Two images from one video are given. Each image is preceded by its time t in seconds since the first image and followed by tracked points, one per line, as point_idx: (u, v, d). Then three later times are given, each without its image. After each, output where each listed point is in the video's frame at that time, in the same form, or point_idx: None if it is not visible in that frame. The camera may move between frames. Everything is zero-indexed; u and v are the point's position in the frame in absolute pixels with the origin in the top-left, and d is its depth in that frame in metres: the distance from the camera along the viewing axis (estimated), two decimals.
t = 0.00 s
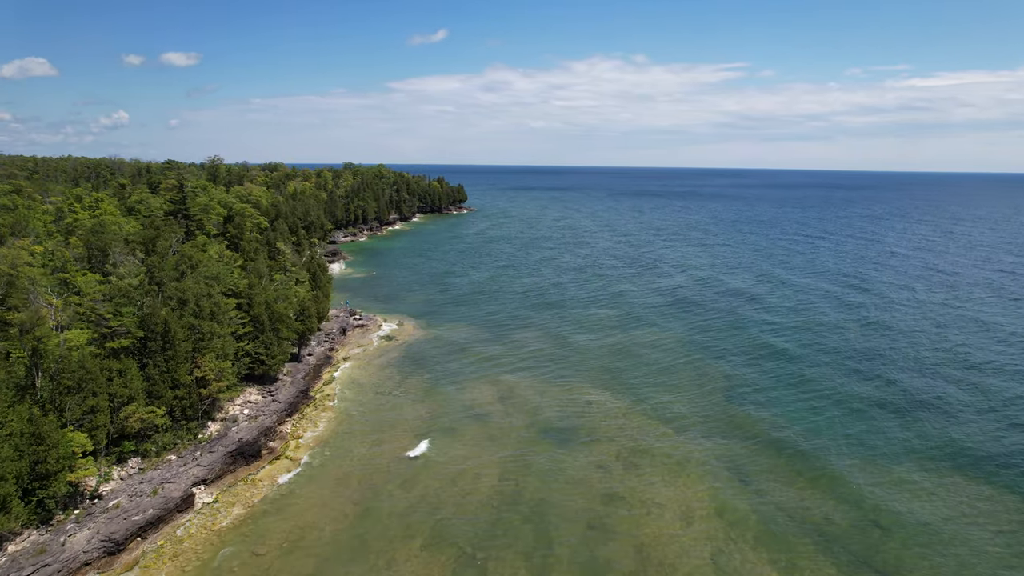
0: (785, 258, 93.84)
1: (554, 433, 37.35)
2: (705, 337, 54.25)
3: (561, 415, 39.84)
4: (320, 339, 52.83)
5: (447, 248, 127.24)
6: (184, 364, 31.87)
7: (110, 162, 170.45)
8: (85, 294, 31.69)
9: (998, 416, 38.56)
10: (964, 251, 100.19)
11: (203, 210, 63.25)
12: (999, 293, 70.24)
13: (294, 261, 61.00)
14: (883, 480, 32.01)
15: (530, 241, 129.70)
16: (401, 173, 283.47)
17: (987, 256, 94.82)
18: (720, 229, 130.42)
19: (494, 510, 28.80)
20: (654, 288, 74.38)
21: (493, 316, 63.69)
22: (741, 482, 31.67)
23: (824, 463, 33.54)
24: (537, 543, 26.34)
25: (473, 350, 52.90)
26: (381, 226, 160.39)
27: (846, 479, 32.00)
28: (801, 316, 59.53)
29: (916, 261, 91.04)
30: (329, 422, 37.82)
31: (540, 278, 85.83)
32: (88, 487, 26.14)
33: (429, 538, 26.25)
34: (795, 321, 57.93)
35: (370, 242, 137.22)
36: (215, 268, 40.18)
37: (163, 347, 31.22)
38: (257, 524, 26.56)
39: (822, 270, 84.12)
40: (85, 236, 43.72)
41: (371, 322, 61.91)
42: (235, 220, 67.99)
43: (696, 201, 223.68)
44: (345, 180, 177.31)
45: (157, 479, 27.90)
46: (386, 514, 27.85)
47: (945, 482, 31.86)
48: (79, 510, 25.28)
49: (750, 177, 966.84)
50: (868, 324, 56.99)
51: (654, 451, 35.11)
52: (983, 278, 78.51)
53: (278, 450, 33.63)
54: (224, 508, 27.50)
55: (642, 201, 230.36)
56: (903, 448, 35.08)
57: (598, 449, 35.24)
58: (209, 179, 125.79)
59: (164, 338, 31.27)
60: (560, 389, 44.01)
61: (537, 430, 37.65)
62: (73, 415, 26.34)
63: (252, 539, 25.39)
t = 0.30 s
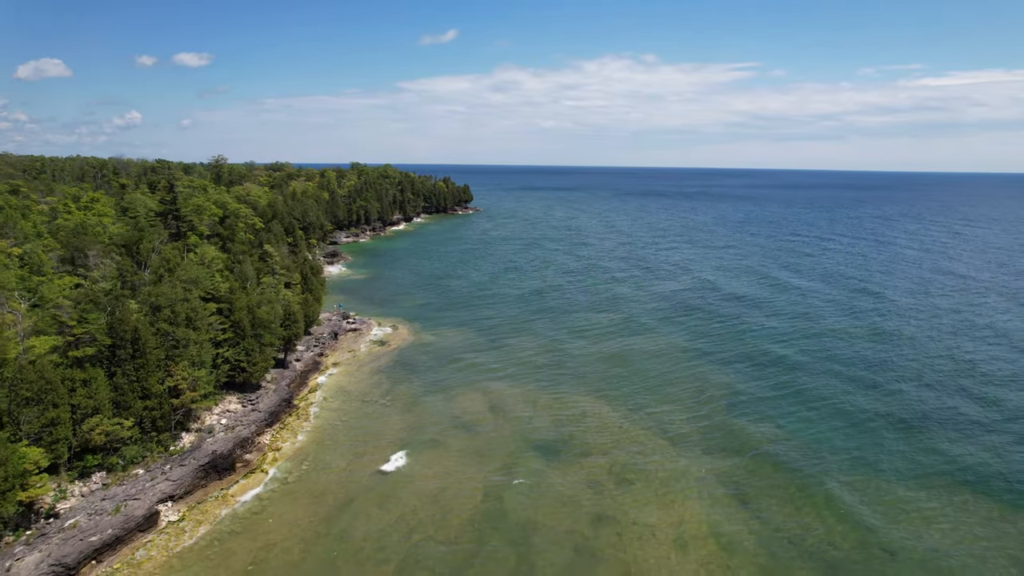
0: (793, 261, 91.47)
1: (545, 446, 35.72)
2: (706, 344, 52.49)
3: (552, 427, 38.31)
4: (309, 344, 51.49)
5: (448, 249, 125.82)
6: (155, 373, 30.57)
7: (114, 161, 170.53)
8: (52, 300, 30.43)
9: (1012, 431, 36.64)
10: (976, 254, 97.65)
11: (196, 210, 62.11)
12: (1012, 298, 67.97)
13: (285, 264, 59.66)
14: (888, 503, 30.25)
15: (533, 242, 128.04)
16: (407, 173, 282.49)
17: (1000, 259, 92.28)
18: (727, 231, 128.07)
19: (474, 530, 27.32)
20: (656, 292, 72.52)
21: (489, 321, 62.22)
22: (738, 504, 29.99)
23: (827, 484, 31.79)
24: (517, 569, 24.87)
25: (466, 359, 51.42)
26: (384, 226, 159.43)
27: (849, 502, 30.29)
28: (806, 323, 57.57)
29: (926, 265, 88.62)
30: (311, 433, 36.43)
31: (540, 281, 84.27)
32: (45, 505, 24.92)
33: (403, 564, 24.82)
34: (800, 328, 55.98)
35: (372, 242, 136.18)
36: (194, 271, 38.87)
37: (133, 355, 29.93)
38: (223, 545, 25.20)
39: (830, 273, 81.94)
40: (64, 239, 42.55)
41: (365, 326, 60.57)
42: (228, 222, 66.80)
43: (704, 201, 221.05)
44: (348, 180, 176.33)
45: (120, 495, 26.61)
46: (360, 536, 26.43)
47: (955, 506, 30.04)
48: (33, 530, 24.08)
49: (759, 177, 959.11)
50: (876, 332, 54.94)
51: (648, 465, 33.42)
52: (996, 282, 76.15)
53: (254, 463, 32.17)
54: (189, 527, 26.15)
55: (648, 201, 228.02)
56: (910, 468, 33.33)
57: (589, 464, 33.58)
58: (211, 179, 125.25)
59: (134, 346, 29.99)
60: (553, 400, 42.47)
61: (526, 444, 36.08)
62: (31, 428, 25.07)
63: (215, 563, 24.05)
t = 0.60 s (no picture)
0: (804, 265, 88.96)
1: (536, 462, 34.05)
2: (709, 353, 50.54)
3: (543, 442, 36.66)
4: (299, 349, 50.04)
5: (452, 250, 124.46)
6: (124, 384, 29.20)
7: (122, 160, 171.14)
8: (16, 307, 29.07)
9: None
10: (992, 257, 94.91)
11: (188, 210, 60.94)
12: None
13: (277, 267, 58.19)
14: (898, 534, 28.34)
15: (537, 243, 126.44)
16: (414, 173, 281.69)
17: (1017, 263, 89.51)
18: (736, 232, 125.50)
19: (454, 554, 25.81)
20: (659, 297, 70.56)
21: (487, 326, 60.62)
22: (735, 532, 28.23)
23: (832, 512, 29.96)
24: None
25: (460, 367, 49.86)
26: (389, 227, 158.43)
27: (857, 534, 28.38)
28: (815, 331, 55.38)
29: (940, 268, 86.04)
30: (291, 444, 34.93)
31: (542, 284, 82.51)
32: None
33: None
34: (808, 336, 53.81)
35: (375, 243, 135.12)
36: (174, 274, 37.49)
37: (101, 364, 28.56)
38: (184, 569, 23.77)
39: (841, 277, 79.38)
40: (43, 242, 41.26)
41: (359, 330, 59.08)
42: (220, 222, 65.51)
43: (714, 202, 218.14)
44: (354, 180, 175.72)
45: (79, 514, 25.24)
46: (330, 562, 24.92)
47: (970, 539, 28.06)
48: None
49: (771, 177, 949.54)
50: (888, 340, 52.65)
51: (644, 486, 31.62)
52: (1012, 286, 73.66)
53: (229, 477, 30.68)
54: (150, 548, 24.76)
55: (657, 201, 225.64)
56: (922, 493, 31.44)
57: (581, 483, 31.87)
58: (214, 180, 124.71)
59: (102, 355, 28.61)
60: (546, 412, 40.86)
61: (516, 460, 34.40)
62: None
63: None
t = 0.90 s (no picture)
0: (814, 268, 86.62)
1: (525, 479, 32.40)
2: (712, 365, 48.75)
3: (533, 455, 35.06)
4: (288, 354, 48.72)
5: (455, 251, 123.14)
6: (91, 395, 27.79)
7: (129, 159, 171.39)
8: None
9: None
10: (1010, 260, 92.00)
11: (181, 211, 59.93)
12: None
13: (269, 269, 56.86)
14: (907, 567, 26.63)
15: (542, 244, 124.92)
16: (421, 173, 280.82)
17: None
18: (745, 234, 123.08)
19: None
20: (663, 302, 68.66)
21: (484, 332, 59.16)
22: (734, 561, 26.54)
23: (836, 541, 28.32)
24: None
25: (454, 374, 48.40)
26: (394, 227, 157.34)
27: (861, 564, 26.81)
28: (823, 339, 53.34)
29: (955, 271, 83.48)
30: (271, 456, 33.48)
31: (544, 288, 80.90)
32: None
33: None
34: (815, 346, 51.85)
35: (379, 244, 133.95)
36: (154, 276, 36.17)
37: (66, 374, 27.15)
38: None
39: (852, 281, 77.01)
40: (22, 244, 40.01)
41: (353, 334, 57.66)
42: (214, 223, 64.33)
43: (724, 202, 215.39)
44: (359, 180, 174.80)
45: (35, 533, 23.92)
46: None
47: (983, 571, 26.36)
48: None
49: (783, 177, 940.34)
50: (900, 350, 50.58)
51: (636, 506, 30.05)
52: None
53: (200, 492, 29.19)
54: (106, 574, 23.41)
55: (665, 202, 223.09)
56: (931, 521, 29.85)
57: (571, 504, 30.20)
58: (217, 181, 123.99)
59: (67, 364, 27.18)
60: (539, 423, 39.26)
61: (505, 475, 32.76)
62: None
63: None
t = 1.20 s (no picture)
0: (826, 271, 84.07)
1: (514, 498, 30.66)
2: (715, 377, 46.80)
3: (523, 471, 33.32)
4: (277, 360, 47.25)
5: (460, 253, 121.70)
6: (53, 407, 26.23)
7: (138, 159, 172.04)
8: None
9: None
10: None
11: (175, 211, 58.79)
12: None
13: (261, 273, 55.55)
14: None
15: (548, 246, 123.17)
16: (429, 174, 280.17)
17: None
18: (755, 236, 120.52)
19: None
20: (667, 307, 66.68)
21: (481, 339, 57.60)
22: None
23: (840, 568, 26.40)
24: None
25: (447, 382, 46.75)
26: (400, 228, 156.43)
27: None
28: (833, 348, 51.14)
29: (973, 275, 80.64)
30: (247, 469, 31.92)
31: (547, 292, 79.22)
32: None
33: None
34: (824, 355, 49.63)
35: (384, 245, 133.08)
36: (130, 281, 34.87)
37: (27, 383, 25.49)
38: None
39: (864, 285, 74.51)
40: None
41: (346, 339, 56.12)
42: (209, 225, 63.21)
43: (735, 203, 212.54)
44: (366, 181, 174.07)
45: None
46: None
47: None
48: None
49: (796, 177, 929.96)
50: (914, 360, 48.24)
51: (628, 529, 28.27)
52: None
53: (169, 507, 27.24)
54: None
55: (676, 203, 220.38)
56: (943, 546, 27.85)
57: (560, 525, 28.46)
58: (221, 181, 123.62)
59: (28, 372, 25.52)
60: (531, 436, 37.53)
61: (492, 493, 31.06)
62: None
63: None
